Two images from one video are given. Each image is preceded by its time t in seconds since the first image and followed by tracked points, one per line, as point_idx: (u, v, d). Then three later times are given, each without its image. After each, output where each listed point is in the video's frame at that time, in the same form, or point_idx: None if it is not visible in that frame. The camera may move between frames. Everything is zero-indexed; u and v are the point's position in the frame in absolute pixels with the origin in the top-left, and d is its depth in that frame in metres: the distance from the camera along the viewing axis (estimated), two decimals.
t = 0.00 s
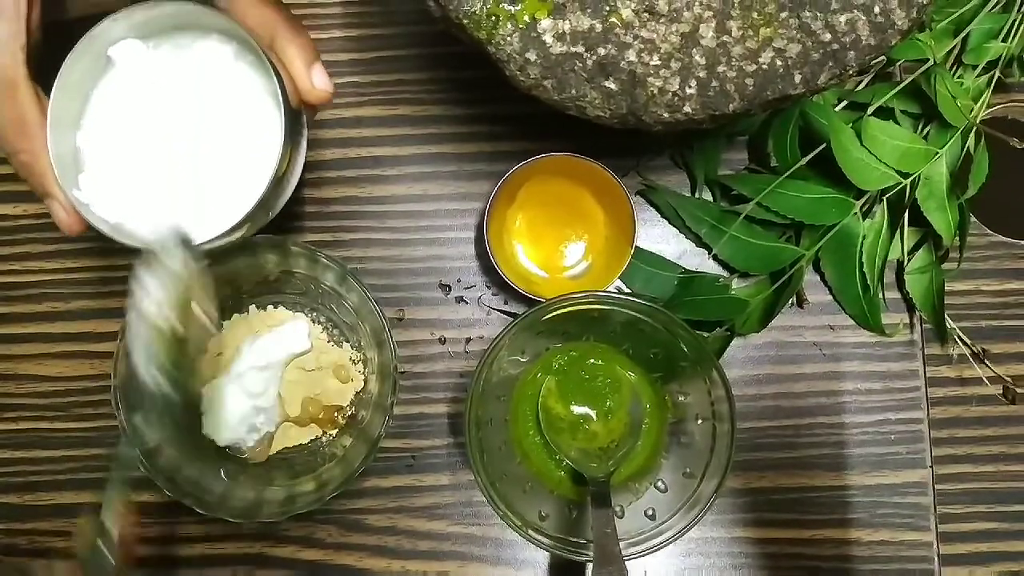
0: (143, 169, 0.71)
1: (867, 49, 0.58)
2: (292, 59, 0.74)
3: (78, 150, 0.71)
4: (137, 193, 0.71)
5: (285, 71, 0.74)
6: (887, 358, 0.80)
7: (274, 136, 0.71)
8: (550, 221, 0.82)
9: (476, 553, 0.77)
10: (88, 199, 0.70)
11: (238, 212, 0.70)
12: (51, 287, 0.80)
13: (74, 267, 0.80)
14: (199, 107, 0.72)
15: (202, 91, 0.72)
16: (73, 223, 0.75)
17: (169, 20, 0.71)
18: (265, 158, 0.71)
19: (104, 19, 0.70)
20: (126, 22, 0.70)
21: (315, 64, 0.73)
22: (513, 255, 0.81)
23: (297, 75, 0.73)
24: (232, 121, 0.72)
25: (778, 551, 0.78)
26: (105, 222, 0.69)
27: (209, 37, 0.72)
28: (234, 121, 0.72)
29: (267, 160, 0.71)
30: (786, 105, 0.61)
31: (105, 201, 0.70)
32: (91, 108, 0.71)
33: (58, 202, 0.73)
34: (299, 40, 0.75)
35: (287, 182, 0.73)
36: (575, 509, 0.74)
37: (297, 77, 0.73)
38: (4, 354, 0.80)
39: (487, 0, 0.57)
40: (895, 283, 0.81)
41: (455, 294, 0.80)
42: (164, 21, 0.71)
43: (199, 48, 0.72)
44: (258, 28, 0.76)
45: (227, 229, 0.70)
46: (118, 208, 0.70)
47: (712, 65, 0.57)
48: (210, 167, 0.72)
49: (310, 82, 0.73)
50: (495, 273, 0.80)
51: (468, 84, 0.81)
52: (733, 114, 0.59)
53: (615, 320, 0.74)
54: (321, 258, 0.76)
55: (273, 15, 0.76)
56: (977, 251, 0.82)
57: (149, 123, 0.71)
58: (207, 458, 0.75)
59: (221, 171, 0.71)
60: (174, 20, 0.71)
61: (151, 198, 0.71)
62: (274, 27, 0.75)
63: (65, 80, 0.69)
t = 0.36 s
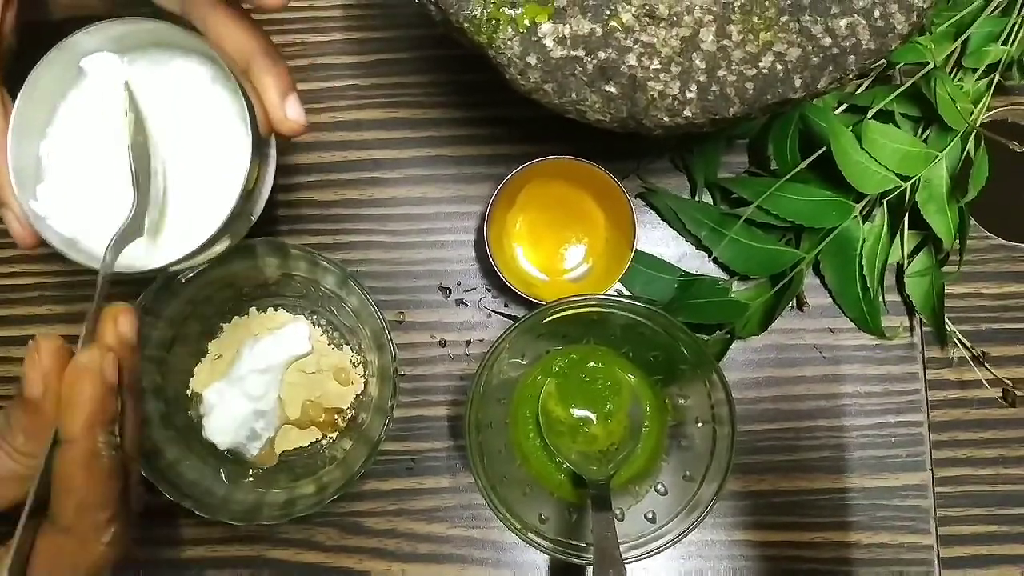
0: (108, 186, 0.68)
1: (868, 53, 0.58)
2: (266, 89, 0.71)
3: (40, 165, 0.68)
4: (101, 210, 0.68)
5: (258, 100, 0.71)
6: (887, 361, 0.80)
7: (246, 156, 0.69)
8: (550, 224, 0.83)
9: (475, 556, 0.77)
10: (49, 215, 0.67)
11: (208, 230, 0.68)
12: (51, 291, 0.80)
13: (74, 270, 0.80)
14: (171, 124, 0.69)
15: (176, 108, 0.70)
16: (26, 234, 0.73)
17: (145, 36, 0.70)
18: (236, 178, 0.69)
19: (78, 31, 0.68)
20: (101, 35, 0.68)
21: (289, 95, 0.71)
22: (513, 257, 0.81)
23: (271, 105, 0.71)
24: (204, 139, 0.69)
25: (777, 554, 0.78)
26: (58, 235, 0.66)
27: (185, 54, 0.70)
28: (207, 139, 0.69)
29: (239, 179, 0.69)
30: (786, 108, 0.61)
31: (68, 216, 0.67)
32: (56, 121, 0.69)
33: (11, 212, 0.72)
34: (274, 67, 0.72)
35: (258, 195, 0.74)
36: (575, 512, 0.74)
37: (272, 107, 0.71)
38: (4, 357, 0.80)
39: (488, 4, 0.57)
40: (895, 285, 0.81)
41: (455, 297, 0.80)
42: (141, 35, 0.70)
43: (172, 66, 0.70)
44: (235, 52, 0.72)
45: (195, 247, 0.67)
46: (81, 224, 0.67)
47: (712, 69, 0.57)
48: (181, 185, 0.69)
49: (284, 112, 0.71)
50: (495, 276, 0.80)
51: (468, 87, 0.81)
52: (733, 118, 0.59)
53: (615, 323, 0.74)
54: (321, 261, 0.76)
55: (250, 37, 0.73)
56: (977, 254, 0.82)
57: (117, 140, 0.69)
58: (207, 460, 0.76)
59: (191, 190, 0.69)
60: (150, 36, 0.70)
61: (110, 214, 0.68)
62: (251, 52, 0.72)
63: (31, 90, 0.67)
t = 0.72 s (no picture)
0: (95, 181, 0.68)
1: (868, 49, 0.57)
2: (259, 89, 0.72)
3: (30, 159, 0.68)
4: (88, 207, 0.68)
5: (250, 98, 0.72)
6: (889, 358, 0.80)
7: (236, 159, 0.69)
8: (550, 222, 0.82)
9: (477, 554, 0.77)
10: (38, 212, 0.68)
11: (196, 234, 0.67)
12: (51, 290, 0.80)
13: (74, 269, 0.80)
14: (160, 121, 0.69)
15: (167, 106, 0.69)
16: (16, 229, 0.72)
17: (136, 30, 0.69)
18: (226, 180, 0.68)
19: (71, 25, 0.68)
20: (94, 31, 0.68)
21: (283, 96, 0.72)
22: (513, 255, 0.81)
23: (264, 106, 0.72)
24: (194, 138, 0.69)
25: (779, 552, 0.78)
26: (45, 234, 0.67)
27: (179, 54, 0.70)
28: (197, 138, 0.69)
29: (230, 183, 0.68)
30: (787, 104, 0.61)
31: (56, 213, 0.68)
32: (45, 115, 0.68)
33: None
34: (269, 69, 0.73)
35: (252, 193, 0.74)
36: (576, 510, 0.73)
37: (265, 107, 0.72)
38: (3, 356, 0.80)
39: (486, 1, 0.56)
40: (896, 282, 0.80)
41: (455, 295, 0.80)
42: (134, 32, 0.69)
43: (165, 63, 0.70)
44: (230, 52, 0.73)
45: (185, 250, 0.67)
46: (68, 221, 0.67)
47: (712, 65, 0.57)
48: (170, 185, 0.69)
49: (278, 113, 0.72)
50: (495, 274, 0.80)
51: (467, 84, 0.80)
52: (733, 114, 0.59)
53: (615, 320, 0.74)
54: (322, 259, 0.76)
55: (247, 38, 0.74)
56: (979, 250, 0.81)
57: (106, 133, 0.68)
58: (208, 459, 0.76)
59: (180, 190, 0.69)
60: (144, 33, 0.69)
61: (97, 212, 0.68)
62: (246, 52, 0.73)
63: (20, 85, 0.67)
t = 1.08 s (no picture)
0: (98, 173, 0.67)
1: (869, 44, 0.57)
2: (266, 80, 0.74)
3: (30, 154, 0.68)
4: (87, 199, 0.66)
5: (257, 89, 0.74)
6: (890, 354, 0.80)
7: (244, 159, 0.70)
8: (550, 218, 0.82)
9: (478, 551, 0.77)
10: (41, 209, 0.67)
11: (206, 233, 0.69)
12: (51, 287, 0.80)
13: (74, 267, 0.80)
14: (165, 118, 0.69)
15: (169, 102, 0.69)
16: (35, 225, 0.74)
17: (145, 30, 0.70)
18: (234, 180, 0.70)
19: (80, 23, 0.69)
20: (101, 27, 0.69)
21: (290, 86, 0.74)
22: (514, 252, 0.81)
23: (270, 96, 0.74)
24: (200, 138, 0.70)
25: (780, 548, 0.78)
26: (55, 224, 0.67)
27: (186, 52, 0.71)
28: (202, 136, 0.70)
29: (237, 183, 0.70)
30: (788, 100, 0.61)
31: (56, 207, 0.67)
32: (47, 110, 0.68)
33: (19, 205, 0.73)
34: (275, 61, 0.75)
35: (258, 192, 0.74)
36: (577, 507, 0.74)
37: (272, 97, 0.74)
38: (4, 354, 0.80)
39: None
40: (898, 279, 0.80)
41: (455, 292, 0.80)
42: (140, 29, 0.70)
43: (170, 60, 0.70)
44: (236, 45, 0.75)
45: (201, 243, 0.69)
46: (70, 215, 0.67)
47: (713, 61, 0.57)
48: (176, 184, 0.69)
49: (284, 102, 0.74)
50: (496, 271, 0.80)
51: (467, 81, 0.80)
52: (734, 110, 0.59)
53: (616, 317, 0.74)
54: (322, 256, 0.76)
55: (253, 31, 0.76)
56: (980, 246, 0.81)
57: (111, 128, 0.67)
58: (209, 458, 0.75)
59: (186, 189, 0.70)
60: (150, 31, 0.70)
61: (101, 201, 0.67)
62: (251, 45, 0.75)
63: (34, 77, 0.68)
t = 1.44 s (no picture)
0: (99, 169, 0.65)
1: (871, 42, 0.57)
2: (272, 81, 0.73)
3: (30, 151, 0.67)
4: (87, 195, 0.65)
5: (263, 91, 0.73)
6: (892, 352, 0.80)
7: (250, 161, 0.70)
8: (552, 217, 0.82)
9: (479, 550, 0.77)
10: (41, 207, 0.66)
11: (211, 235, 0.69)
12: (52, 286, 0.80)
13: (76, 266, 0.80)
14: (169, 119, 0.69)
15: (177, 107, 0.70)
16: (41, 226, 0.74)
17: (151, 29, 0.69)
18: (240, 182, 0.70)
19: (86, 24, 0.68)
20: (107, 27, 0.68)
21: (296, 87, 0.73)
22: (515, 251, 0.80)
23: (276, 97, 0.73)
24: (204, 141, 0.70)
25: (782, 547, 0.78)
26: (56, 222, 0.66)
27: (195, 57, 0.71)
28: (207, 139, 0.70)
29: (242, 187, 0.70)
30: (789, 97, 0.61)
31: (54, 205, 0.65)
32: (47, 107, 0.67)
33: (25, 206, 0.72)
34: (281, 61, 0.74)
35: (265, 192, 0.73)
36: (578, 506, 0.74)
37: (278, 98, 0.73)
38: (5, 353, 0.80)
39: None
40: (899, 277, 0.80)
41: (456, 290, 0.79)
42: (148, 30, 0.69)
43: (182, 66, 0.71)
44: (241, 45, 0.74)
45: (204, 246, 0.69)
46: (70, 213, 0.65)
47: (714, 58, 0.56)
48: (180, 187, 0.70)
49: (291, 103, 0.73)
50: (497, 269, 0.80)
51: (468, 79, 0.80)
52: (736, 107, 0.59)
53: (617, 316, 0.74)
54: (323, 254, 0.75)
55: (258, 31, 0.75)
56: (982, 245, 0.81)
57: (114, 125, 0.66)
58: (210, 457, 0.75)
59: (191, 191, 0.70)
60: (158, 32, 0.69)
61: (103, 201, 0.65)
62: (258, 46, 0.74)
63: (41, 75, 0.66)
